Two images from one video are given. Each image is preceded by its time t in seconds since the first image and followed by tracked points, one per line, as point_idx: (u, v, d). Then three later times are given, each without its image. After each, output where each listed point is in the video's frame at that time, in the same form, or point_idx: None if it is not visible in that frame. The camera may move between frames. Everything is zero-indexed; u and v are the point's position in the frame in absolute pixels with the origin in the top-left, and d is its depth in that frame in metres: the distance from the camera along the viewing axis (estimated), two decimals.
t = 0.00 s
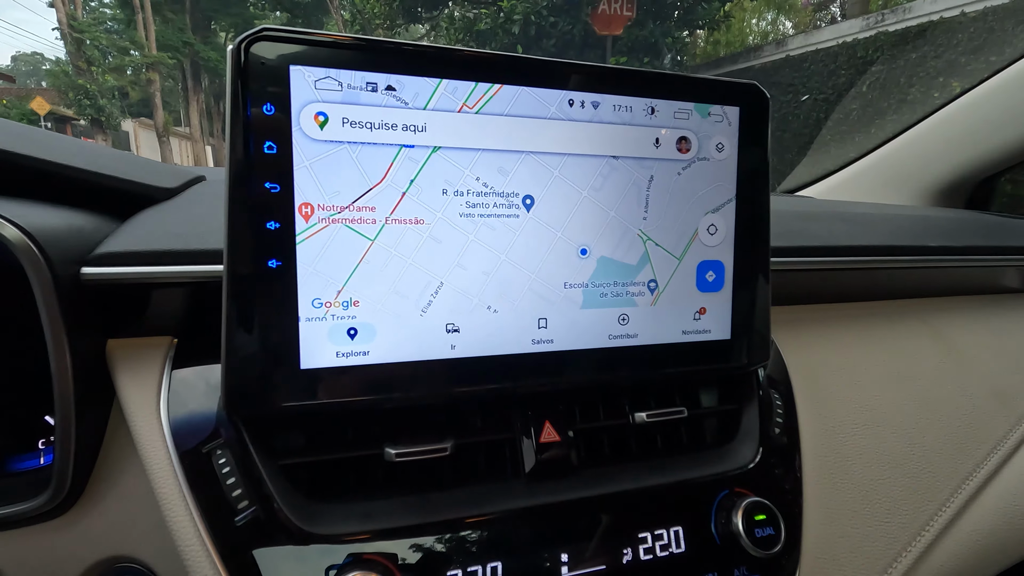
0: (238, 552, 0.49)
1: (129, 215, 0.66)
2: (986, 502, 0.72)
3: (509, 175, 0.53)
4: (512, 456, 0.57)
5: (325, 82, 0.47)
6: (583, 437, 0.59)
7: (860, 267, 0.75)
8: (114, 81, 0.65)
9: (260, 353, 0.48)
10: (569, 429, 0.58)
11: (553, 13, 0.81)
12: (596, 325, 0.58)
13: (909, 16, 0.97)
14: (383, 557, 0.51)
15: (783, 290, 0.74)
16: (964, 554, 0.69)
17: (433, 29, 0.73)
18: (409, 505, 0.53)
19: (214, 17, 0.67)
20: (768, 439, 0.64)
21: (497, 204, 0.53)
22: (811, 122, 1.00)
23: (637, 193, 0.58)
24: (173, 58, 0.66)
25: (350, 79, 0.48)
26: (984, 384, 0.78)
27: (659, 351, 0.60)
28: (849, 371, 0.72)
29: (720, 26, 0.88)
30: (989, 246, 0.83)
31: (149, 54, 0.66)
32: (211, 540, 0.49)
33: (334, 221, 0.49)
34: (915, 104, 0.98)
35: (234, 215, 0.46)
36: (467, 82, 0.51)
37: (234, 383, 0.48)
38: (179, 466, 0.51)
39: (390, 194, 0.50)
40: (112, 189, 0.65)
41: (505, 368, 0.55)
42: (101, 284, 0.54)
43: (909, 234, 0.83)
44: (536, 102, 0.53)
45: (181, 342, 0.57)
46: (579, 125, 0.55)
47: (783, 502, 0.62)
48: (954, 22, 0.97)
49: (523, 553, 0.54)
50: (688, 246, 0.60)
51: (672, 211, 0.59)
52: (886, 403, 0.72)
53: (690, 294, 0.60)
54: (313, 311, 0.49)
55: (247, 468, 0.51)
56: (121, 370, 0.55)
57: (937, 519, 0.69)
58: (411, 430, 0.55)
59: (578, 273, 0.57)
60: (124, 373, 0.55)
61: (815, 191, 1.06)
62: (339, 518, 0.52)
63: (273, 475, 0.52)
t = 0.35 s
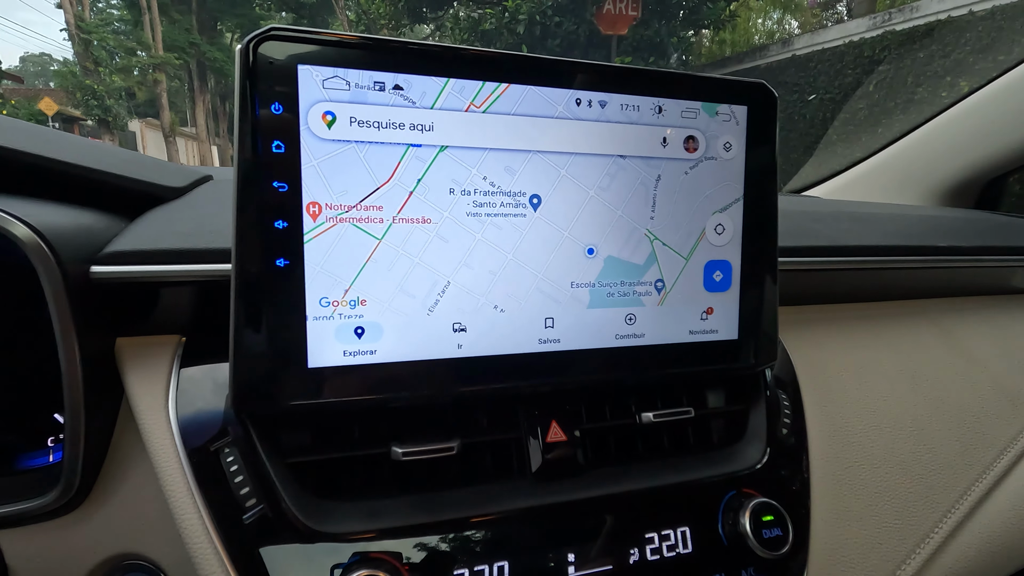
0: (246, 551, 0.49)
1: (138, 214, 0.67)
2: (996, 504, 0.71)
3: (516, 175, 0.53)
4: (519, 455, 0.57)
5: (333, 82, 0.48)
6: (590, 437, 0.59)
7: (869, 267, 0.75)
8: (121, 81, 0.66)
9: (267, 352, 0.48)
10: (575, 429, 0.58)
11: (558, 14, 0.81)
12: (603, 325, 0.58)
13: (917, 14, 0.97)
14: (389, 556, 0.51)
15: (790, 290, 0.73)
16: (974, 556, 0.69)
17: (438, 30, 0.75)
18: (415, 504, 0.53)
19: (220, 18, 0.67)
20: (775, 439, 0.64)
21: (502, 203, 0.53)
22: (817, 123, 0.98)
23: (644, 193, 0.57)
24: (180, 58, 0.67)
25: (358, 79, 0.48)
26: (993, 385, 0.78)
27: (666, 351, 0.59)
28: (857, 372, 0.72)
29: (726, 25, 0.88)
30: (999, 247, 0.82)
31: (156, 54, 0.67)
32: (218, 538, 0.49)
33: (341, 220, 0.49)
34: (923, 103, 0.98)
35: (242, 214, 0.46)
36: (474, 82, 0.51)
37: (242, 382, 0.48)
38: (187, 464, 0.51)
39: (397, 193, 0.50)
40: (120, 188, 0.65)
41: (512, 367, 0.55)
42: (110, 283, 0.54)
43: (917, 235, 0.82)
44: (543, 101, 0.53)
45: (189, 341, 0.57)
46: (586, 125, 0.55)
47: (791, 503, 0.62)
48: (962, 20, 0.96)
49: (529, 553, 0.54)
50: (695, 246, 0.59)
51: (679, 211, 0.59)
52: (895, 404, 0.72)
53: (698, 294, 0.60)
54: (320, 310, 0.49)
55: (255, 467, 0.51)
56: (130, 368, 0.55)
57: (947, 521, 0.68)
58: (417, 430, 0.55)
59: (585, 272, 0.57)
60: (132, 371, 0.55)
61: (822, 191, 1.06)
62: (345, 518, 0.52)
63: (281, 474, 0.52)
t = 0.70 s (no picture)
0: (253, 549, 0.49)
1: (146, 214, 0.67)
2: (1003, 506, 0.71)
3: (521, 175, 0.53)
4: (523, 455, 0.57)
5: (340, 83, 0.48)
6: (594, 437, 0.59)
7: (875, 267, 0.74)
8: (127, 81, 0.66)
9: (274, 352, 0.48)
10: (580, 428, 0.58)
11: (562, 14, 0.80)
12: (608, 325, 0.58)
13: (924, 14, 0.96)
14: (395, 554, 0.51)
15: (795, 291, 0.73)
16: (980, 558, 0.68)
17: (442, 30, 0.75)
18: (420, 503, 0.54)
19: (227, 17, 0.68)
20: (781, 440, 0.64)
21: (508, 203, 0.53)
22: (823, 123, 0.98)
23: (649, 193, 0.58)
24: (185, 59, 0.67)
25: (364, 80, 0.48)
26: (1000, 386, 0.77)
27: (671, 351, 0.59)
28: (863, 373, 0.72)
29: (731, 25, 0.87)
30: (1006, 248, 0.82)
31: (162, 55, 0.66)
32: (225, 536, 0.50)
33: (347, 220, 0.49)
34: (929, 103, 0.97)
35: (250, 215, 0.46)
36: (480, 82, 0.51)
37: (249, 382, 0.48)
38: (195, 463, 0.51)
39: (403, 193, 0.50)
40: (128, 188, 0.65)
41: (517, 367, 0.55)
42: (119, 283, 0.55)
43: (924, 235, 0.82)
44: (548, 102, 0.53)
45: (197, 340, 0.57)
46: (592, 125, 0.55)
47: (796, 504, 0.62)
48: (970, 20, 0.96)
49: (534, 552, 0.54)
50: (700, 246, 0.59)
51: (684, 211, 0.59)
52: (901, 405, 0.72)
53: (702, 295, 0.60)
54: (326, 309, 0.50)
55: (261, 465, 0.52)
56: (138, 367, 0.55)
57: (953, 522, 0.68)
58: (423, 429, 0.56)
59: (590, 272, 0.57)
60: (141, 369, 0.55)
61: (826, 192, 1.05)
62: (351, 516, 0.52)
63: (287, 472, 0.52)
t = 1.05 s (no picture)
0: (259, 547, 0.50)
1: (152, 214, 0.67)
2: (1013, 507, 0.70)
3: (526, 174, 0.53)
4: (529, 455, 0.57)
5: (345, 82, 0.48)
6: (600, 437, 0.59)
7: (882, 267, 0.74)
8: (134, 82, 0.67)
9: (280, 351, 0.49)
10: (585, 428, 0.58)
11: (567, 14, 0.81)
12: (614, 324, 0.57)
13: (929, 13, 0.95)
14: (399, 553, 0.51)
15: (802, 291, 0.73)
16: (989, 559, 0.68)
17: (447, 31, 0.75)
18: (425, 502, 0.54)
19: (232, 18, 0.68)
20: (787, 440, 0.64)
21: (513, 202, 0.53)
22: (828, 123, 0.97)
23: (655, 192, 0.57)
24: (191, 60, 0.67)
25: (370, 79, 0.48)
26: (1009, 387, 0.77)
27: (676, 351, 0.59)
28: (870, 373, 0.71)
29: (736, 25, 0.87)
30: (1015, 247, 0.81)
31: (168, 55, 0.67)
32: (232, 534, 0.50)
33: (353, 219, 0.49)
34: (936, 102, 0.97)
35: (257, 213, 0.46)
36: (485, 82, 0.51)
37: (255, 381, 0.48)
38: (201, 461, 0.52)
39: (409, 192, 0.50)
40: (135, 188, 0.66)
41: (522, 367, 0.55)
42: (125, 282, 0.55)
43: (931, 235, 0.81)
44: (554, 101, 0.53)
45: (203, 340, 0.57)
46: (597, 124, 0.55)
47: (803, 505, 0.62)
48: (977, 19, 0.96)
49: (539, 552, 0.54)
50: (706, 245, 0.59)
51: (690, 211, 0.59)
52: (908, 405, 0.71)
53: (708, 294, 0.60)
54: (332, 308, 0.50)
55: (267, 464, 0.52)
56: (145, 365, 0.56)
57: (961, 524, 0.68)
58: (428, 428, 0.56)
59: (596, 272, 0.56)
60: (147, 368, 0.56)
61: (832, 193, 1.05)
62: (356, 515, 0.52)
63: (293, 470, 0.52)
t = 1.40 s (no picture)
0: (264, 545, 0.50)
1: (158, 214, 0.68)
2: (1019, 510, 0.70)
3: (529, 175, 0.53)
4: (532, 455, 0.57)
5: (350, 83, 0.48)
6: (603, 437, 0.59)
7: (887, 268, 0.74)
8: (139, 83, 0.67)
9: (284, 351, 0.49)
10: (588, 429, 0.58)
11: (571, 14, 0.81)
12: (617, 325, 0.57)
13: (936, 12, 0.95)
14: (402, 553, 0.51)
15: (806, 292, 0.73)
16: (994, 562, 0.68)
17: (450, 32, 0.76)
18: (429, 502, 0.54)
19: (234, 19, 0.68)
20: (791, 441, 0.64)
21: (516, 202, 0.53)
22: (833, 123, 0.97)
23: (658, 192, 0.57)
24: (196, 61, 0.68)
25: (375, 81, 0.49)
26: (1015, 388, 0.76)
27: (680, 351, 0.59)
28: (875, 374, 0.71)
29: (740, 24, 0.87)
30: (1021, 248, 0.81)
31: (173, 56, 0.67)
32: (236, 533, 0.50)
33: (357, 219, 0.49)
34: (942, 102, 0.97)
35: (262, 213, 0.47)
36: (489, 83, 0.51)
37: (259, 380, 0.48)
38: (206, 461, 0.52)
39: (412, 193, 0.51)
40: (140, 188, 0.66)
41: (526, 367, 0.55)
42: (132, 281, 0.55)
43: (936, 235, 0.81)
44: (557, 101, 0.53)
45: (209, 339, 0.58)
46: (601, 125, 0.55)
47: (807, 505, 0.61)
48: (984, 18, 0.95)
49: (542, 552, 0.54)
50: (709, 246, 0.59)
51: (693, 210, 0.59)
52: (913, 406, 0.71)
53: (712, 295, 0.60)
54: (336, 309, 0.50)
55: (272, 463, 0.52)
56: (151, 365, 0.56)
57: (966, 525, 0.67)
58: (431, 428, 0.56)
59: (599, 272, 0.57)
60: (153, 367, 0.56)
61: (836, 193, 1.05)
62: (360, 514, 0.52)
63: (297, 470, 0.53)
